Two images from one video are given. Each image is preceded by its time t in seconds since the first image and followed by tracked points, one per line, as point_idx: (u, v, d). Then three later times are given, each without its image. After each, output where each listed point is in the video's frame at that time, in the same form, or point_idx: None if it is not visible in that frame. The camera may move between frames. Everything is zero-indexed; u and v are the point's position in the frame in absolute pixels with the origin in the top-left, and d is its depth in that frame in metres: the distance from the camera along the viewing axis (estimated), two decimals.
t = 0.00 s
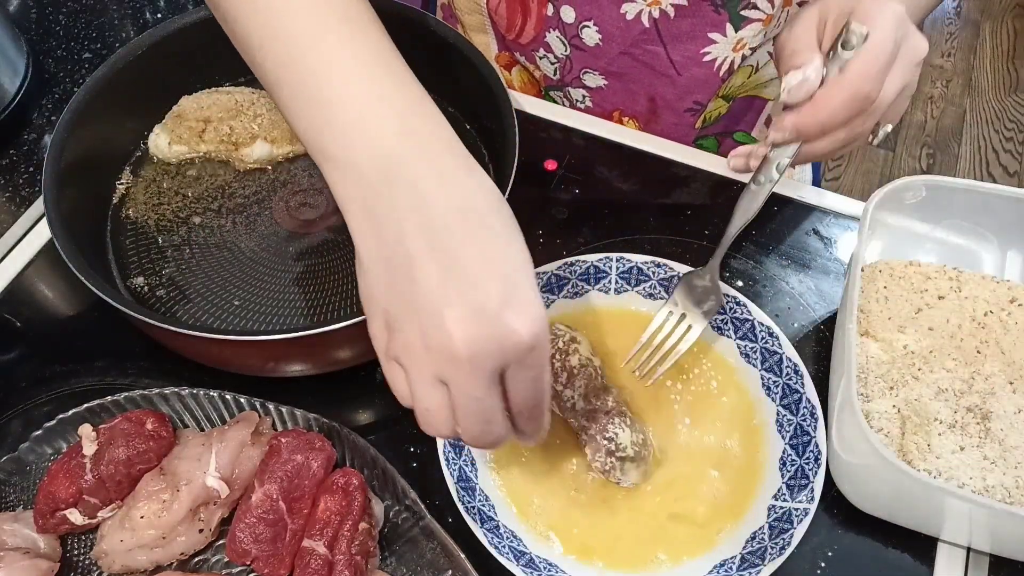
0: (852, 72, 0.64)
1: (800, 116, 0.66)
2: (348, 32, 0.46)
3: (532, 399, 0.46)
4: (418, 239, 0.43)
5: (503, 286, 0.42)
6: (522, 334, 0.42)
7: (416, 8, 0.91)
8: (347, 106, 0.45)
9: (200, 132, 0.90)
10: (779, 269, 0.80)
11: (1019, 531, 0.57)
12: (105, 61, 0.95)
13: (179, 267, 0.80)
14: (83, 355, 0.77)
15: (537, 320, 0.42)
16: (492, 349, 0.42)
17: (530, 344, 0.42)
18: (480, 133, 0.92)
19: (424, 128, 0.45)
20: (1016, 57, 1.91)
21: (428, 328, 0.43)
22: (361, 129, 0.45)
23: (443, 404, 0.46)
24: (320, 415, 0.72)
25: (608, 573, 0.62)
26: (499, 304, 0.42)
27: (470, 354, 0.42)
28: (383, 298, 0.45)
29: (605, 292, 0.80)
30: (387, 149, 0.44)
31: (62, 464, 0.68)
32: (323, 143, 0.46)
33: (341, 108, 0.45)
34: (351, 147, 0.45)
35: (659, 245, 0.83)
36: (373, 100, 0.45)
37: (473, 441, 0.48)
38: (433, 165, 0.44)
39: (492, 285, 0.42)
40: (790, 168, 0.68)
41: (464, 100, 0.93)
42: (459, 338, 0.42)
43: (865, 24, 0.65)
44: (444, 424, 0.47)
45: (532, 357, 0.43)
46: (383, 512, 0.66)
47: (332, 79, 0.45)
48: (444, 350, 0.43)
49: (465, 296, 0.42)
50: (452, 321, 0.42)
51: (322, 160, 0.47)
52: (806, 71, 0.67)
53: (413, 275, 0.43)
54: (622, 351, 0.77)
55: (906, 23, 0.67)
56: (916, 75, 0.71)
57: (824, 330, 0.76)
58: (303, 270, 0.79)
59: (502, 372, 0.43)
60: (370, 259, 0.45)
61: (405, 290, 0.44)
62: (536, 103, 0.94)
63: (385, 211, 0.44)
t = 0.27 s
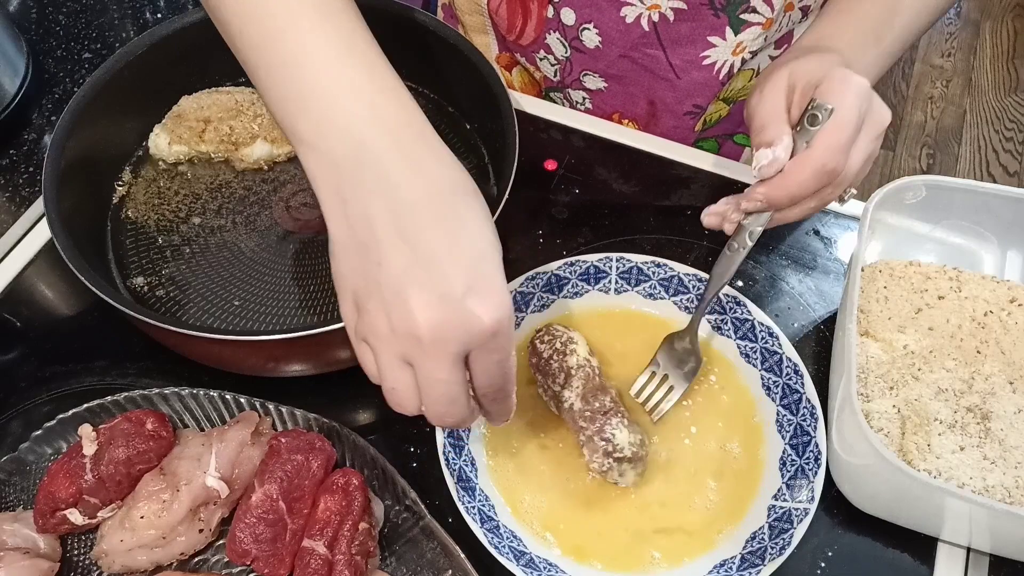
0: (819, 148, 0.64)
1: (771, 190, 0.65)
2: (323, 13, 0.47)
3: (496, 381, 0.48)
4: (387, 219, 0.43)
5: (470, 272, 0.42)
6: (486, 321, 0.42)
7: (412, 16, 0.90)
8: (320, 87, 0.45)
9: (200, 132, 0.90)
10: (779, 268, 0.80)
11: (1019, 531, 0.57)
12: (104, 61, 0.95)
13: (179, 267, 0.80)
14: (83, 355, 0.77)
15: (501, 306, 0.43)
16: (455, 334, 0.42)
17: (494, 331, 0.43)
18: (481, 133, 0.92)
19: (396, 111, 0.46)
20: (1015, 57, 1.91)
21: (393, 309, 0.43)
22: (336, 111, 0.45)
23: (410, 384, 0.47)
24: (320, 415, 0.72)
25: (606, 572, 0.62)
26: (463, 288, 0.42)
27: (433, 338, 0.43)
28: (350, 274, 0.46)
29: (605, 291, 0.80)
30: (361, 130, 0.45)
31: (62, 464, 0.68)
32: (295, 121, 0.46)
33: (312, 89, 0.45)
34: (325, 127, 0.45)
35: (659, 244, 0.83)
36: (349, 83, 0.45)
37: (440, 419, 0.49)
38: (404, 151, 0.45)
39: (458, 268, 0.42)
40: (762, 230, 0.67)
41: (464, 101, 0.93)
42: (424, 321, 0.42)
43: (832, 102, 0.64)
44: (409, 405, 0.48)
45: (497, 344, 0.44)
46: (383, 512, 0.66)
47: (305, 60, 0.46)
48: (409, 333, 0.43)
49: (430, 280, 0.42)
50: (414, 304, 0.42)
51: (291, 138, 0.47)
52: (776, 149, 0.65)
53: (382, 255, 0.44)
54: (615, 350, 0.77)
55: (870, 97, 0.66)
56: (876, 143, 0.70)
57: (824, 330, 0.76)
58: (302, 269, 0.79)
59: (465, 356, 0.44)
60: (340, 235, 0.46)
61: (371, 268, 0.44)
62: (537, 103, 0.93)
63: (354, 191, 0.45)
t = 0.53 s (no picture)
0: (806, 133, 0.63)
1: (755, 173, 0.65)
2: (298, 16, 0.48)
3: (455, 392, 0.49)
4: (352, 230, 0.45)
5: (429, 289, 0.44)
6: (445, 338, 0.44)
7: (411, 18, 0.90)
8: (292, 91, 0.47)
9: (200, 132, 0.90)
10: (779, 269, 0.80)
11: (1019, 531, 0.57)
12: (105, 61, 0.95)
13: (178, 268, 0.80)
14: (83, 355, 0.77)
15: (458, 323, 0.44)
16: (414, 348, 0.44)
17: (452, 347, 0.44)
18: (481, 133, 0.92)
19: (368, 121, 0.47)
20: (1015, 57, 1.91)
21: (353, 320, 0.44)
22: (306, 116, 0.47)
23: (368, 395, 0.48)
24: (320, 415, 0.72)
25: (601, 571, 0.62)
26: (421, 305, 0.44)
27: (391, 351, 0.44)
28: (312, 281, 0.47)
29: (605, 291, 0.80)
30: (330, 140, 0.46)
31: (62, 464, 0.68)
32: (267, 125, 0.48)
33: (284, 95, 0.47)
34: (295, 134, 0.47)
35: (659, 245, 0.83)
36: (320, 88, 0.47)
37: (401, 428, 0.49)
38: (372, 160, 0.46)
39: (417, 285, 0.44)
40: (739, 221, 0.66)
41: (464, 101, 0.93)
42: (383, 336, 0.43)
43: (823, 91, 0.64)
44: (371, 413, 0.49)
45: (454, 359, 0.45)
46: (383, 512, 0.66)
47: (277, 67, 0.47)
48: (366, 344, 0.44)
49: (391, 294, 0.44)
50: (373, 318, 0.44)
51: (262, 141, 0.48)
52: (765, 134, 0.65)
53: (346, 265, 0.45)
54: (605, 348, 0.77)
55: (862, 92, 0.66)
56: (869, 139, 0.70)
57: (825, 330, 0.76)
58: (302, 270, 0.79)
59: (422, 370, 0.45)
60: (306, 240, 0.47)
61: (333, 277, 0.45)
62: (537, 104, 0.94)
63: (322, 200, 0.46)
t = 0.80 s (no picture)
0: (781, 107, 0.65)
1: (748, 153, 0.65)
2: (294, 18, 0.48)
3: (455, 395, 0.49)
4: (353, 234, 0.45)
5: (431, 294, 0.45)
6: (447, 342, 0.44)
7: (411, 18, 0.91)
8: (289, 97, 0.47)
9: (200, 131, 0.90)
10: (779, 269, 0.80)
11: (1019, 531, 0.57)
12: (105, 61, 0.95)
13: (178, 267, 0.80)
14: (83, 355, 0.77)
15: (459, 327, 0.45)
16: (416, 352, 0.44)
17: (453, 351, 0.45)
18: (481, 133, 0.92)
19: (367, 124, 0.48)
20: (1015, 57, 1.91)
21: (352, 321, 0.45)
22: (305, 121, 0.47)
23: (366, 397, 0.48)
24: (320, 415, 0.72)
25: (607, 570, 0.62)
26: (423, 309, 0.44)
27: (391, 354, 0.45)
28: (310, 284, 0.47)
29: (605, 291, 0.80)
30: (331, 146, 0.47)
31: (62, 464, 0.68)
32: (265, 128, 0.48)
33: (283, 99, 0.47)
34: (295, 139, 0.47)
35: (659, 244, 0.83)
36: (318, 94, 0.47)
37: (399, 436, 0.49)
38: (373, 166, 0.47)
39: (419, 290, 0.44)
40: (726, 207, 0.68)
41: (465, 101, 0.93)
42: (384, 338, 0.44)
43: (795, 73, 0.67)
44: (369, 415, 0.49)
45: (454, 363, 0.46)
46: (383, 512, 0.66)
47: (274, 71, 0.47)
48: (366, 348, 0.45)
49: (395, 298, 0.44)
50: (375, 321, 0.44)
51: (261, 144, 0.49)
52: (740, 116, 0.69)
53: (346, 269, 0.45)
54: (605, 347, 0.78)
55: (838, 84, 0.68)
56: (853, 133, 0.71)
57: (825, 330, 0.76)
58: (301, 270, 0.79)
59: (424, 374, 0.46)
60: (306, 244, 0.47)
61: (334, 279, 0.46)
62: (537, 103, 0.94)
63: (323, 204, 0.47)
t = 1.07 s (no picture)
0: (787, 166, 0.66)
1: (756, 213, 0.66)
2: (318, 18, 0.47)
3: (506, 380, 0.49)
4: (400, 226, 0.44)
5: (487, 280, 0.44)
6: (513, 327, 0.44)
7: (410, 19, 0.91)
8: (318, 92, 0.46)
9: (200, 132, 0.90)
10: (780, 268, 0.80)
11: (1019, 531, 0.57)
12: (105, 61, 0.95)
13: (179, 267, 0.80)
14: (83, 355, 0.77)
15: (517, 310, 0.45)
16: (481, 341, 0.44)
17: (520, 337, 0.45)
18: (481, 133, 0.92)
19: (404, 121, 0.47)
20: (1015, 57, 1.91)
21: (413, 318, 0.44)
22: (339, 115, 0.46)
23: (427, 392, 0.48)
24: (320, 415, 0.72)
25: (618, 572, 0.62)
26: (483, 296, 0.44)
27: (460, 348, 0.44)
28: (362, 288, 0.45)
29: (605, 291, 0.80)
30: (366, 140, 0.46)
31: (62, 464, 0.68)
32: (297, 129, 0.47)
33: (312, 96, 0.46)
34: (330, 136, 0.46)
35: (659, 244, 0.83)
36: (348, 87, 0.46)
37: (456, 412, 0.51)
38: (416, 161, 0.46)
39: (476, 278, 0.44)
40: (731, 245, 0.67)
41: (465, 101, 0.93)
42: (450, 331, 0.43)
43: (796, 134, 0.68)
44: (427, 408, 0.50)
45: (515, 346, 0.46)
46: (383, 512, 0.66)
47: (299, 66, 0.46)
48: (437, 343, 0.44)
49: (463, 289, 0.44)
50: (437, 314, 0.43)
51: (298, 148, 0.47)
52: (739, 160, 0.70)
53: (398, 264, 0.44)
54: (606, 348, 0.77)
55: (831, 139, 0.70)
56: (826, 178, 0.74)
57: (825, 330, 0.76)
58: (302, 270, 0.79)
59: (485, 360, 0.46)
60: (350, 244, 0.46)
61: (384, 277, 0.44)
62: (537, 103, 0.94)
63: (373, 203, 0.45)
